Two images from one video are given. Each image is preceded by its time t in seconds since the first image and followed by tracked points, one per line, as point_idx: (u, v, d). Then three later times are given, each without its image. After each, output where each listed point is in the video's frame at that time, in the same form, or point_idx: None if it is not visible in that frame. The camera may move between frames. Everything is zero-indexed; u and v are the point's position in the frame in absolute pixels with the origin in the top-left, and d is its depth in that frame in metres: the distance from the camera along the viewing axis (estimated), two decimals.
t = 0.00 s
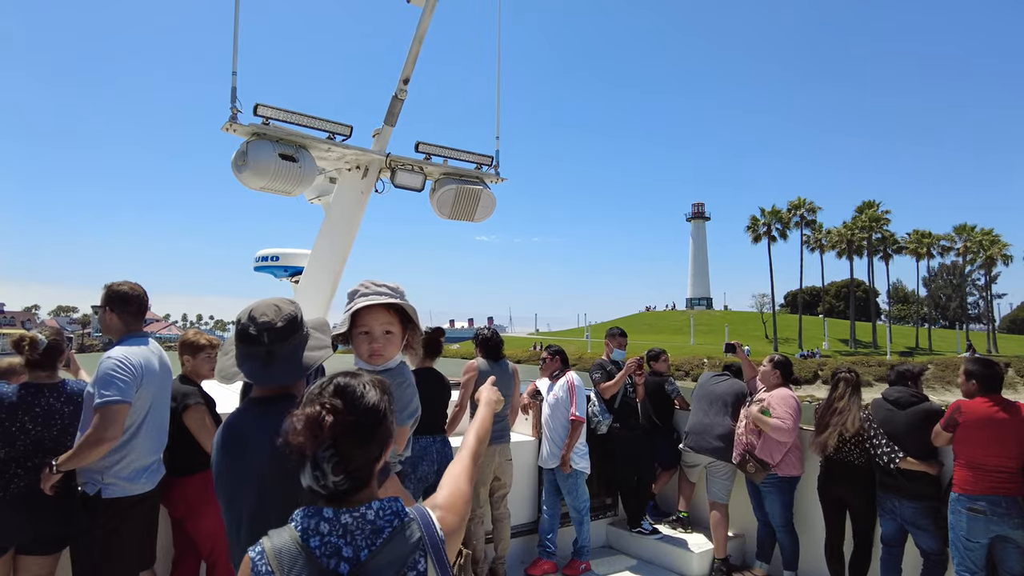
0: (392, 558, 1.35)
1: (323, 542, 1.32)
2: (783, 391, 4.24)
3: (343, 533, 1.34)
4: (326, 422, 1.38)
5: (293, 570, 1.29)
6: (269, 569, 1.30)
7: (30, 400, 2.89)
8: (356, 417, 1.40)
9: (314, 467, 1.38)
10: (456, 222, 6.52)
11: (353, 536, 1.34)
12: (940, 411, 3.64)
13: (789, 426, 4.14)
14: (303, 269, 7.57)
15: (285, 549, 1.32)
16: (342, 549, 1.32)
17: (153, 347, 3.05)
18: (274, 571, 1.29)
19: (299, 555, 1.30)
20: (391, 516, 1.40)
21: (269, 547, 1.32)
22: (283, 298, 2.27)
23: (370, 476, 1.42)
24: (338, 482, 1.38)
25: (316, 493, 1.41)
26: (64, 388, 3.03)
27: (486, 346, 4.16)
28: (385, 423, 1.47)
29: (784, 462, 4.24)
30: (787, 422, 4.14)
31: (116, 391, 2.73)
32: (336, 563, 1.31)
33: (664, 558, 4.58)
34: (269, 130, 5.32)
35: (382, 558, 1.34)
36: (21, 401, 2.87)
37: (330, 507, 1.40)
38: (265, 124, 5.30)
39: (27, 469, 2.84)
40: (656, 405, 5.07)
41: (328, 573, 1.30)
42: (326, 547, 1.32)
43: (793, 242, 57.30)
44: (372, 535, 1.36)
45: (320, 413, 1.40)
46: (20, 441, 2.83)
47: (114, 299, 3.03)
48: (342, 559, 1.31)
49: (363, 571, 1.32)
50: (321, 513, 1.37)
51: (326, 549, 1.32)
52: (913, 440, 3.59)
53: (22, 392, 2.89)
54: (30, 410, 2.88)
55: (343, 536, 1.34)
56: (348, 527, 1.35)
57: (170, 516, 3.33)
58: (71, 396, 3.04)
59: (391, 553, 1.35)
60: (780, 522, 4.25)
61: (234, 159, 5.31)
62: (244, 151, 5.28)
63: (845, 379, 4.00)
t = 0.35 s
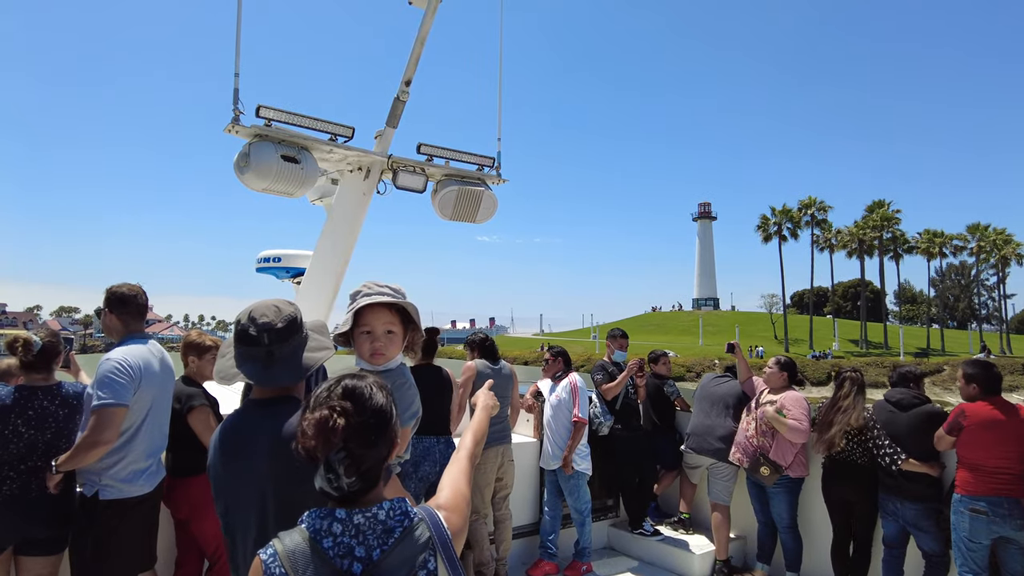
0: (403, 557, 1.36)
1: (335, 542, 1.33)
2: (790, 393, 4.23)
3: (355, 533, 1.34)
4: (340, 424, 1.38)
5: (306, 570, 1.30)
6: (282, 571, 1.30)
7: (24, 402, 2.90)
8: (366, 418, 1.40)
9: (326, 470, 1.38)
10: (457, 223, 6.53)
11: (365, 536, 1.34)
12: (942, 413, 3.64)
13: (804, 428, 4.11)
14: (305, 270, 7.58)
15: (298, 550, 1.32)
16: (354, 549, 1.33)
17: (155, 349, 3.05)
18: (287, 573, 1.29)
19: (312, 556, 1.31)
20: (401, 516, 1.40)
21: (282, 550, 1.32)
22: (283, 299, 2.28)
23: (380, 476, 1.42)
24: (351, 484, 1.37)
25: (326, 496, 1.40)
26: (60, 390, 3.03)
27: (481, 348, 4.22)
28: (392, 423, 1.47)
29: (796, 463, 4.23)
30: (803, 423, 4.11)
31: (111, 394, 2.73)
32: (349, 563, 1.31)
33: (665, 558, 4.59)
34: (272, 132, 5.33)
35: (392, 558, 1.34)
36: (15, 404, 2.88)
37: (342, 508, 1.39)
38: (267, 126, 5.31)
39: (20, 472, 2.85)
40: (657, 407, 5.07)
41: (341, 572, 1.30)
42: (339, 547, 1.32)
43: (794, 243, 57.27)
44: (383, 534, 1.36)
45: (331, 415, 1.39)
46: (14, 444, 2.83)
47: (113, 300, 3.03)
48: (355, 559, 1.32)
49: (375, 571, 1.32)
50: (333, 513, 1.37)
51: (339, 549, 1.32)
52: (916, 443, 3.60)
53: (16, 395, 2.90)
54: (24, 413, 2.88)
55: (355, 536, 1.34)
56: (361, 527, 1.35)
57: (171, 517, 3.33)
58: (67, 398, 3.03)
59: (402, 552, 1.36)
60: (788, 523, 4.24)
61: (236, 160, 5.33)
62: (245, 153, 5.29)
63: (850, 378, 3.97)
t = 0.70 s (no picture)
0: (396, 557, 1.35)
1: (327, 541, 1.33)
2: (790, 394, 4.23)
3: (348, 533, 1.34)
4: (332, 418, 1.38)
5: (297, 570, 1.29)
6: (273, 570, 1.30)
7: (21, 402, 2.90)
8: (357, 414, 1.40)
9: (315, 462, 1.39)
10: (456, 223, 6.52)
11: (357, 536, 1.34)
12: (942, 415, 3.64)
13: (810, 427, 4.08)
14: (304, 270, 7.57)
15: (289, 549, 1.31)
16: (346, 548, 1.33)
17: (151, 348, 3.04)
18: (278, 572, 1.28)
19: (304, 555, 1.30)
20: (394, 517, 1.40)
21: (273, 548, 1.32)
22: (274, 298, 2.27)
23: (370, 475, 1.42)
24: (338, 479, 1.37)
25: (317, 492, 1.41)
26: (56, 389, 3.02)
27: (478, 349, 4.21)
28: (387, 422, 1.47)
29: (797, 462, 4.24)
30: (807, 422, 4.09)
31: (100, 391, 2.73)
32: (341, 562, 1.31)
33: (664, 559, 4.59)
34: (270, 132, 5.33)
35: (385, 558, 1.34)
36: (12, 404, 2.88)
37: (332, 506, 1.39)
38: (266, 126, 5.31)
39: (17, 472, 2.85)
40: (655, 406, 5.07)
41: (333, 572, 1.30)
42: (331, 547, 1.32)
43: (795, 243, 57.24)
44: (375, 534, 1.36)
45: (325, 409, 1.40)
46: (11, 443, 2.84)
47: (110, 302, 3.05)
48: (346, 558, 1.32)
49: (367, 571, 1.32)
50: (324, 512, 1.37)
51: (330, 549, 1.32)
52: (914, 443, 3.60)
53: (12, 395, 2.90)
54: (20, 413, 2.88)
55: (347, 535, 1.34)
56: (352, 527, 1.35)
57: (170, 516, 3.33)
58: (64, 398, 3.02)
59: (395, 553, 1.35)
60: (785, 523, 4.25)
61: (235, 160, 5.33)
62: (244, 153, 5.29)
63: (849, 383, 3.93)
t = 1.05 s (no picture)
0: (379, 558, 1.35)
1: (310, 540, 1.33)
2: (784, 392, 4.26)
3: (331, 532, 1.34)
4: (320, 413, 1.40)
5: (280, 568, 1.30)
6: (257, 567, 1.32)
7: (16, 402, 2.89)
8: (345, 411, 1.41)
9: (300, 456, 1.40)
10: (451, 224, 6.53)
11: (340, 535, 1.34)
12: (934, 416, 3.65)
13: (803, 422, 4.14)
14: (299, 270, 7.56)
15: (272, 546, 1.33)
16: (329, 547, 1.33)
17: (145, 348, 3.04)
18: (262, 569, 1.31)
19: (286, 553, 1.31)
20: (380, 518, 1.39)
21: (258, 544, 1.34)
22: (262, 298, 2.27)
23: (357, 472, 1.43)
24: (323, 475, 1.38)
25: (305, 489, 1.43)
26: (51, 390, 3.00)
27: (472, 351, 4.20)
28: (377, 423, 1.47)
29: (790, 460, 4.27)
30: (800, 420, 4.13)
31: (92, 390, 2.73)
32: (323, 561, 1.31)
33: (657, 559, 4.60)
34: (264, 132, 5.32)
35: (368, 559, 1.34)
36: (6, 404, 2.87)
37: (317, 504, 1.40)
38: (260, 127, 5.30)
39: (11, 472, 2.85)
40: (649, 406, 5.08)
41: (315, 571, 1.30)
42: (314, 545, 1.32)
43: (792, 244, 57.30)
44: (359, 535, 1.35)
45: (315, 405, 1.42)
46: (6, 444, 2.84)
47: (105, 301, 3.04)
48: (328, 557, 1.32)
49: (349, 571, 1.32)
50: (309, 511, 1.38)
51: (313, 547, 1.32)
52: (907, 444, 3.61)
53: (7, 395, 2.89)
54: (16, 413, 2.88)
55: (331, 535, 1.34)
56: (336, 526, 1.35)
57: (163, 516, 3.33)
58: (58, 398, 3.01)
59: (379, 554, 1.35)
60: (775, 522, 4.27)
61: (229, 161, 5.32)
62: (238, 153, 5.28)
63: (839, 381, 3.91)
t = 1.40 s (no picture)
0: (346, 558, 1.34)
1: (275, 541, 1.32)
2: (758, 391, 4.30)
3: (297, 533, 1.33)
4: (284, 410, 1.40)
5: (244, 569, 1.29)
6: (220, 568, 1.30)
7: None
8: (309, 407, 1.41)
9: (264, 453, 1.40)
10: (431, 223, 6.51)
11: (306, 536, 1.33)
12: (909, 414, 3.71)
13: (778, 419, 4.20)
14: (278, 270, 7.50)
15: (237, 547, 1.32)
16: (294, 548, 1.32)
17: (123, 348, 3.00)
18: (225, 571, 1.29)
19: (251, 554, 1.30)
20: (347, 518, 1.39)
21: (221, 546, 1.33)
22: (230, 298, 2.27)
23: (322, 471, 1.42)
24: (288, 472, 1.38)
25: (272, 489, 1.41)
26: (22, 390, 2.95)
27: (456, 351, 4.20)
28: (343, 421, 1.47)
29: (764, 458, 4.32)
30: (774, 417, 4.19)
31: (76, 391, 2.69)
32: (288, 562, 1.30)
33: (636, 557, 4.62)
34: (242, 131, 5.27)
35: (334, 560, 1.33)
36: None
37: (283, 504, 1.39)
38: (237, 125, 5.25)
39: None
40: (629, 405, 5.09)
41: (280, 572, 1.29)
42: (279, 546, 1.31)
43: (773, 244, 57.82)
44: (326, 535, 1.35)
45: (279, 402, 1.42)
46: None
47: (92, 299, 3.00)
48: (294, 558, 1.31)
49: (315, 571, 1.31)
50: (274, 511, 1.37)
51: (278, 548, 1.31)
52: (882, 442, 3.66)
53: None
54: None
55: (297, 535, 1.33)
56: (302, 526, 1.34)
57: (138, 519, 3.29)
58: (30, 399, 2.96)
59: (346, 554, 1.35)
60: (751, 520, 4.31)
61: (206, 160, 5.26)
62: (215, 152, 5.22)
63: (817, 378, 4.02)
